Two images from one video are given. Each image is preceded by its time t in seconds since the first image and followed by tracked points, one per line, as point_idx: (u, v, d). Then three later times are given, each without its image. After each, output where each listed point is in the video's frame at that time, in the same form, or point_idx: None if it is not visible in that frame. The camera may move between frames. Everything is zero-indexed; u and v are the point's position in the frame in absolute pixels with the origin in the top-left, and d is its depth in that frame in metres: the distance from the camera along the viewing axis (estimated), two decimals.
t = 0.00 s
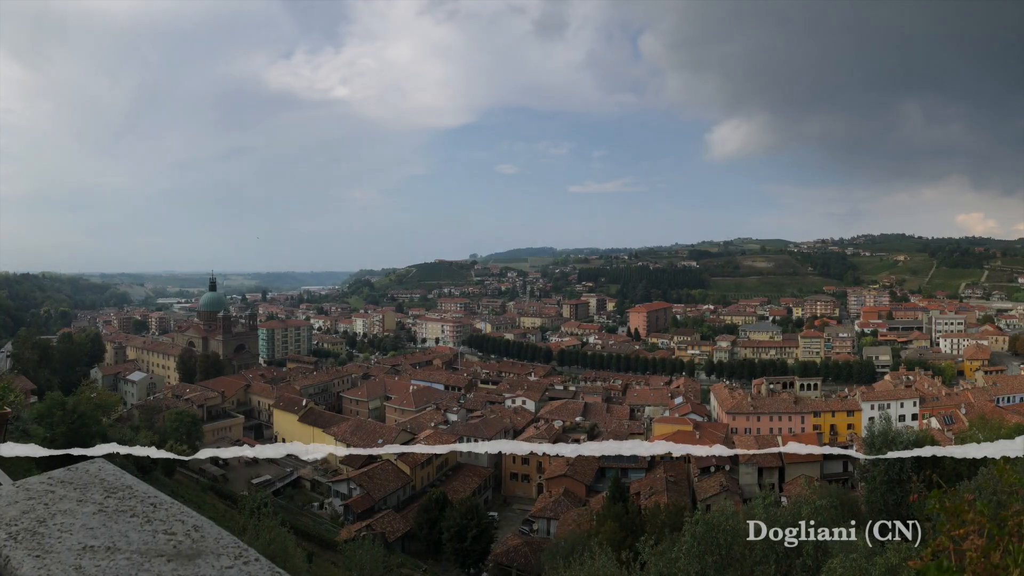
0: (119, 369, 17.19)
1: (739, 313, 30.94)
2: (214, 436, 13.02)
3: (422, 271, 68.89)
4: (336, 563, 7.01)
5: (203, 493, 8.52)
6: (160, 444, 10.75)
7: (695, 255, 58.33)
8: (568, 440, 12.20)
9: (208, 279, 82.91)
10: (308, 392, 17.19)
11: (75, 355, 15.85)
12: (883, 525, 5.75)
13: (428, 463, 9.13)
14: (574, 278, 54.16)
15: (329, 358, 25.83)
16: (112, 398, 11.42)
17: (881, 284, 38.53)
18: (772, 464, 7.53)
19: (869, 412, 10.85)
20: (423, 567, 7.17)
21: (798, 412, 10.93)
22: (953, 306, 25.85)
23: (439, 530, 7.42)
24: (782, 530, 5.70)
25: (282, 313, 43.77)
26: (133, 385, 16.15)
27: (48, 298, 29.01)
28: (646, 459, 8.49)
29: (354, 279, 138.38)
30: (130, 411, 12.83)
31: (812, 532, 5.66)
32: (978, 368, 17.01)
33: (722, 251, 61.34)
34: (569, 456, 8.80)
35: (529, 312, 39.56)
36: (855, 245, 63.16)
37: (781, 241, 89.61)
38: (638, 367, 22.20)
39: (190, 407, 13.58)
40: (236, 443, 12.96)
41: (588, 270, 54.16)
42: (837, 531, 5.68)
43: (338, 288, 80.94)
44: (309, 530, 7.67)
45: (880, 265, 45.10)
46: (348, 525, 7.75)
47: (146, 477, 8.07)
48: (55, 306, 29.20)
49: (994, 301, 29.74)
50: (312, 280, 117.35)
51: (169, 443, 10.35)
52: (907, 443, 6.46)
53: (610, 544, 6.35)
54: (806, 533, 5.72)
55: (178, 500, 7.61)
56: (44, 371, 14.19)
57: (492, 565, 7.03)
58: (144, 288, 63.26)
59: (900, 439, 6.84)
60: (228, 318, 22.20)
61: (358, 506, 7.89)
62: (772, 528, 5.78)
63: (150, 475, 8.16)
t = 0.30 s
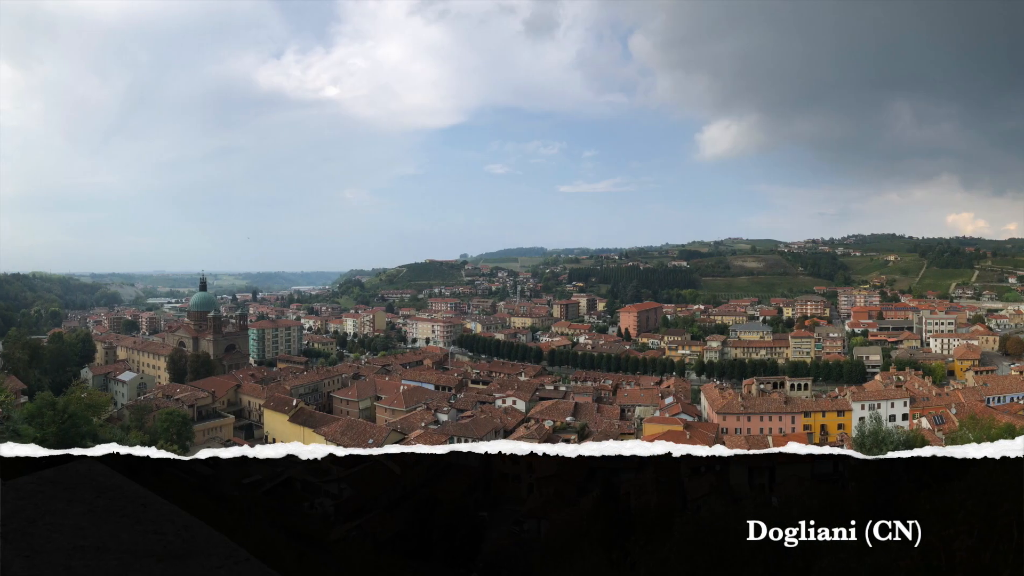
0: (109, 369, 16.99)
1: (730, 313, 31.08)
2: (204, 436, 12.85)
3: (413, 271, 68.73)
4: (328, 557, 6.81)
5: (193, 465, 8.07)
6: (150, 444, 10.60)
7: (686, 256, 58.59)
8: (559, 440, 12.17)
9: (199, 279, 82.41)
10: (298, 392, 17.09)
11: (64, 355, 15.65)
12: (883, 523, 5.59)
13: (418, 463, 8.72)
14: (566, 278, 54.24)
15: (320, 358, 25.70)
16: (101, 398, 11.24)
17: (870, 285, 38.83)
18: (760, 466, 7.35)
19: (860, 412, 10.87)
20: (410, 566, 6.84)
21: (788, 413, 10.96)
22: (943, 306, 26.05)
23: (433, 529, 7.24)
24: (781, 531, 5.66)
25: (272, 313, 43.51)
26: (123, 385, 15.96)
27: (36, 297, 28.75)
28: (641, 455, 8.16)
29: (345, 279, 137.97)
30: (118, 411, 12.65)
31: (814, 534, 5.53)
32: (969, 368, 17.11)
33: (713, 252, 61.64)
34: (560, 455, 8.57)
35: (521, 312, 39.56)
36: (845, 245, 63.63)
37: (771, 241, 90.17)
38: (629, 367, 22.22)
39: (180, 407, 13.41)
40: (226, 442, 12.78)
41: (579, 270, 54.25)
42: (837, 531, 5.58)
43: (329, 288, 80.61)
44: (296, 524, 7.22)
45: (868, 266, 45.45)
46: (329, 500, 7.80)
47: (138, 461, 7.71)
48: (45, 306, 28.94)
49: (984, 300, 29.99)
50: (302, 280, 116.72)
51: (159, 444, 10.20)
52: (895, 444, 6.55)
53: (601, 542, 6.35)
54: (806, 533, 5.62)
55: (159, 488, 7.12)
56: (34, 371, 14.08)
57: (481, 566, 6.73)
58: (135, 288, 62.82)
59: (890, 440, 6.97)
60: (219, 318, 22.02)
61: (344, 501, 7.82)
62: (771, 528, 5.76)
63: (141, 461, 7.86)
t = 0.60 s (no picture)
0: (96, 369, 16.57)
1: (717, 313, 31.28)
2: (191, 437, 12.60)
3: (400, 270, 68.34)
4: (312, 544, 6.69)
5: (180, 464, 7.88)
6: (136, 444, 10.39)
7: (672, 256, 58.92)
8: (546, 440, 12.13)
9: (184, 279, 81.22)
10: (285, 392, 16.91)
11: (51, 354, 15.23)
12: (882, 523, 5.59)
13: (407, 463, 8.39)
14: (553, 278, 54.31)
15: (308, 357, 25.43)
16: (87, 398, 10.96)
17: (857, 285, 39.24)
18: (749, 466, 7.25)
19: (847, 412, 10.95)
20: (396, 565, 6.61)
21: (775, 412, 11.01)
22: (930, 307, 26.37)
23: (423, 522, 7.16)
24: (780, 530, 5.67)
25: (258, 313, 43.02)
26: (110, 385, 15.61)
27: (18, 294, 28.19)
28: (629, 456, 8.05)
29: (331, 278, 136.89)
30: (105, 410, 12.40)
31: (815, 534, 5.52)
32: (955, 368, 17.34)
33: (699, 252, 62.05)
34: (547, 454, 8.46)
35: (508, 312, 39.49)
36: (830, 245, 64.50)
37: (757, 241, 91.04)
38: (617, 367, 22.24)
39: (168, 407, 13.18)
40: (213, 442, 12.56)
41: (566, 270, 54.34)
42: (836, 531, 5.59)
43: (316, 287, 79.90)
44: (281, 523, 6.96)
45: (855, 267, 45.96)
46: (308, 478, 7.83)
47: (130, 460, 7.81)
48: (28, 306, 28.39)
49: (971, 300, 30.44)
50: (288, 279, 115.70)
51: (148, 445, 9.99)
52: (880, 447, 6.70)
53: (589, 539, 6.43)
54: (807, 532, 5.61)
55: (148, 487, 7.22)
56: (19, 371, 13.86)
57: (470, 566, 6.57)
58: (120, 288, 61.91)
59: (878, 439, 7.14)
60: (205, 318, 21.66)
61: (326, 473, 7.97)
62: (771, 528, 5.79)
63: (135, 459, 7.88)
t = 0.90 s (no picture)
0: (80, 369, 16.29)
1: (700, 313, 31.49)
2: (174, 435, 12.39)
3: (384, 270, 67.80)
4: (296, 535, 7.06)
5: (165, 464, 7.95)
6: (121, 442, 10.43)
7: (656, 256, 59.23)
8: (529, 441, 12.04)
9: (165, 278, 79.70)
10: (268, 392, 16.64)
11: (35, 353, 14.07)
12: (882, 523, 5.53)
13: (389, 464, 8.52)
14: (537, 278, 54.34)
15: (292, 357, 25.07)
16: (72, 398, 10.66)
17: (841, 285, 39.77)
18: (732, 466, 7.30)
19: (831, 412, 11.07)
20: (380, 565, 6.58)
21: (758, 412, 11.06)
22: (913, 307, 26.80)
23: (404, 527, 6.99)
24: (780, 530, 5.64)
25: (241, 313, 42.32)
26: (92, 386, 15.41)
27: None
28: (610, 455, 8.04)
29: (313, 278, 135.34)
30: (87, 411, 12.10)
31: (814, 533, 5.53)
32: (939, 368, 17.63)
33: (682, 252, 62.41)
34: (530, 455, 8.45)
35: (492, 312, 39.38)
36: (814, 245, 65.41)
37: (740, 241, 91.95)
38: (601, 367, 22.26)
39: (152, 407, 12.91)
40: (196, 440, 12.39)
41: (550, 270, 54.36)
42: (836, 531, 5.58)
43: (298, 288, 78.93)
44: (261, 521, 7.17)
45: (839, 267, 46.58)
46: (282, 476, 8.17)
47: (130, 459, 7.92)
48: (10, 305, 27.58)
49: (954, 299, 31.00)
50: (270, 279, 114.18)
51: (133, 444, 10.05)
52: (866, 444, 6.76)
53: (572, 538, 6.34)
54: (806, 532, 5.61)
55: (133, 487, 7.06)
56: None
57: (453, 566, 6.48)
58: (103, 287, 60.56)
59: (862, 439, 7.22)
60: (189, 317, 21.22)
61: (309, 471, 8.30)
62: (771, 527, 5.75)
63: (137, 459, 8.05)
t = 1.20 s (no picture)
0: (60, 369, 15.53)
1: (681, 313, 31.72)
2: (155, 437, 11.81)
3: (364, 270, 67.06)
4: (275, 530, 7.01)
5: (146, 464, 8.19)
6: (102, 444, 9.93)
7: (636, 256, 59.57)
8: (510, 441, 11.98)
9: (142, 278, 77.90)
10: (248, 392, 16.33)
11: (14, 353, 14.11)
12: (883, 523, 5.49)
13: (369, 463, 8.28)
14: (517, 278, 54.32)
15: (272, 357, 24.61)
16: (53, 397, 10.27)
17: (821, 285, 40.34)
18: (713, 466, 7.26)
19: (811, 412, 11.20)
20: (359, 564, 6.47)
21: (738, 412, 11.14)
22: (894, 307, 27.35)
23: (386, 530, 6.88)
24: (781, 530, 5.62)
25: (220, 313, 41.47)
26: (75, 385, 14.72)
27: None
28: (595, 455, 7.99)
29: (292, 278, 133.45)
30: (65, 410, 11.69)
31: (815, 533, 5.50)
32: (919, 367, 17.95)
33: (663, 252, 62.87)
34: (511, 456, 8.38)
35: (472, 312, 39.22)
36: (795, 245, 66.40)
37: (719, 241, 93.02)
38: (581, 367, 22.25)
39: (131, 407, 12.54)
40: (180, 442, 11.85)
41: (531, 270, 54.36)
42: (837, 531, 5.54)
43: (277, 288, 77.70)
44: (240, 521, 7.04)
45: (819, 267, 47.34)
46: (262, 473, 8.11)
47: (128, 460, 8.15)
48: None
49: (935, 300, 31.78)
50: (248, 279, 112.30)
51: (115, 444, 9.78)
52: (846, 443, 6.79)
53: (551, 539, 6.24)
54: (807, 533, 5.59)
55: (112, 488, 7.17)
56: None
57: (433, 566, 6.33)
58: (82, 287, 58.96)
59: (840, 439, 7.28)
60: (169, 317, 20.67)
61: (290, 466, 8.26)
62: (771, 528, 5.73)
63: (135, 459, 8.41)
